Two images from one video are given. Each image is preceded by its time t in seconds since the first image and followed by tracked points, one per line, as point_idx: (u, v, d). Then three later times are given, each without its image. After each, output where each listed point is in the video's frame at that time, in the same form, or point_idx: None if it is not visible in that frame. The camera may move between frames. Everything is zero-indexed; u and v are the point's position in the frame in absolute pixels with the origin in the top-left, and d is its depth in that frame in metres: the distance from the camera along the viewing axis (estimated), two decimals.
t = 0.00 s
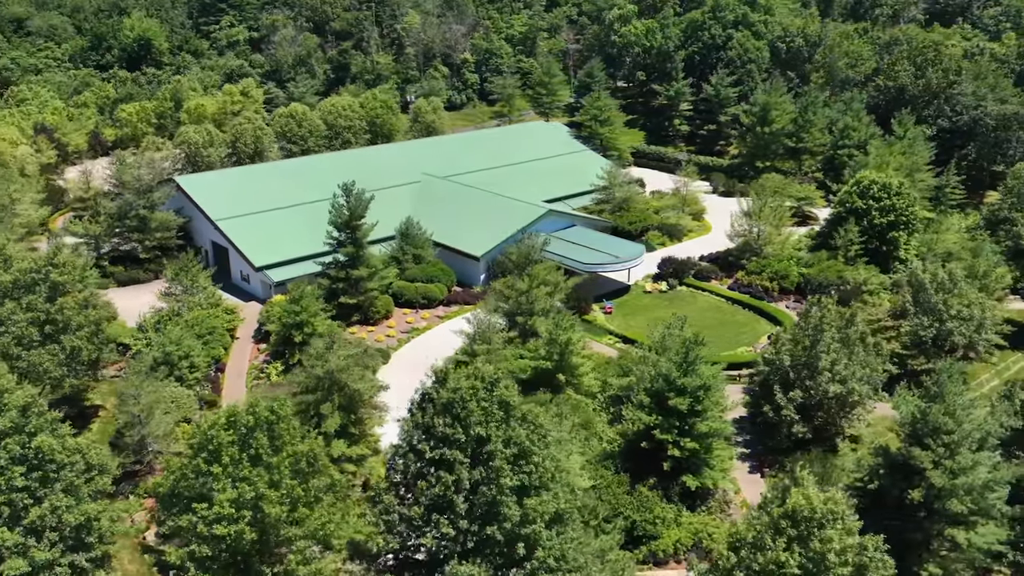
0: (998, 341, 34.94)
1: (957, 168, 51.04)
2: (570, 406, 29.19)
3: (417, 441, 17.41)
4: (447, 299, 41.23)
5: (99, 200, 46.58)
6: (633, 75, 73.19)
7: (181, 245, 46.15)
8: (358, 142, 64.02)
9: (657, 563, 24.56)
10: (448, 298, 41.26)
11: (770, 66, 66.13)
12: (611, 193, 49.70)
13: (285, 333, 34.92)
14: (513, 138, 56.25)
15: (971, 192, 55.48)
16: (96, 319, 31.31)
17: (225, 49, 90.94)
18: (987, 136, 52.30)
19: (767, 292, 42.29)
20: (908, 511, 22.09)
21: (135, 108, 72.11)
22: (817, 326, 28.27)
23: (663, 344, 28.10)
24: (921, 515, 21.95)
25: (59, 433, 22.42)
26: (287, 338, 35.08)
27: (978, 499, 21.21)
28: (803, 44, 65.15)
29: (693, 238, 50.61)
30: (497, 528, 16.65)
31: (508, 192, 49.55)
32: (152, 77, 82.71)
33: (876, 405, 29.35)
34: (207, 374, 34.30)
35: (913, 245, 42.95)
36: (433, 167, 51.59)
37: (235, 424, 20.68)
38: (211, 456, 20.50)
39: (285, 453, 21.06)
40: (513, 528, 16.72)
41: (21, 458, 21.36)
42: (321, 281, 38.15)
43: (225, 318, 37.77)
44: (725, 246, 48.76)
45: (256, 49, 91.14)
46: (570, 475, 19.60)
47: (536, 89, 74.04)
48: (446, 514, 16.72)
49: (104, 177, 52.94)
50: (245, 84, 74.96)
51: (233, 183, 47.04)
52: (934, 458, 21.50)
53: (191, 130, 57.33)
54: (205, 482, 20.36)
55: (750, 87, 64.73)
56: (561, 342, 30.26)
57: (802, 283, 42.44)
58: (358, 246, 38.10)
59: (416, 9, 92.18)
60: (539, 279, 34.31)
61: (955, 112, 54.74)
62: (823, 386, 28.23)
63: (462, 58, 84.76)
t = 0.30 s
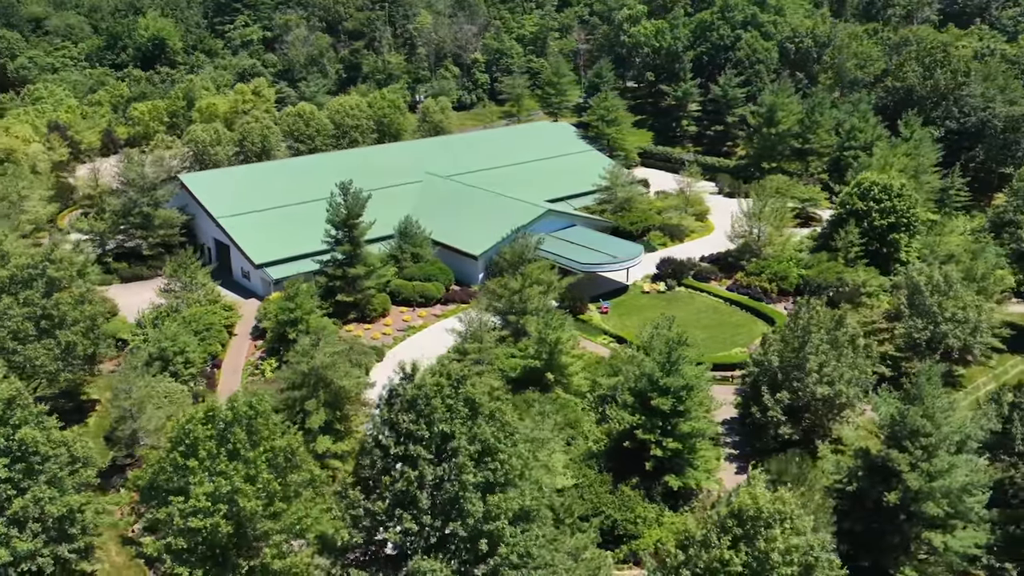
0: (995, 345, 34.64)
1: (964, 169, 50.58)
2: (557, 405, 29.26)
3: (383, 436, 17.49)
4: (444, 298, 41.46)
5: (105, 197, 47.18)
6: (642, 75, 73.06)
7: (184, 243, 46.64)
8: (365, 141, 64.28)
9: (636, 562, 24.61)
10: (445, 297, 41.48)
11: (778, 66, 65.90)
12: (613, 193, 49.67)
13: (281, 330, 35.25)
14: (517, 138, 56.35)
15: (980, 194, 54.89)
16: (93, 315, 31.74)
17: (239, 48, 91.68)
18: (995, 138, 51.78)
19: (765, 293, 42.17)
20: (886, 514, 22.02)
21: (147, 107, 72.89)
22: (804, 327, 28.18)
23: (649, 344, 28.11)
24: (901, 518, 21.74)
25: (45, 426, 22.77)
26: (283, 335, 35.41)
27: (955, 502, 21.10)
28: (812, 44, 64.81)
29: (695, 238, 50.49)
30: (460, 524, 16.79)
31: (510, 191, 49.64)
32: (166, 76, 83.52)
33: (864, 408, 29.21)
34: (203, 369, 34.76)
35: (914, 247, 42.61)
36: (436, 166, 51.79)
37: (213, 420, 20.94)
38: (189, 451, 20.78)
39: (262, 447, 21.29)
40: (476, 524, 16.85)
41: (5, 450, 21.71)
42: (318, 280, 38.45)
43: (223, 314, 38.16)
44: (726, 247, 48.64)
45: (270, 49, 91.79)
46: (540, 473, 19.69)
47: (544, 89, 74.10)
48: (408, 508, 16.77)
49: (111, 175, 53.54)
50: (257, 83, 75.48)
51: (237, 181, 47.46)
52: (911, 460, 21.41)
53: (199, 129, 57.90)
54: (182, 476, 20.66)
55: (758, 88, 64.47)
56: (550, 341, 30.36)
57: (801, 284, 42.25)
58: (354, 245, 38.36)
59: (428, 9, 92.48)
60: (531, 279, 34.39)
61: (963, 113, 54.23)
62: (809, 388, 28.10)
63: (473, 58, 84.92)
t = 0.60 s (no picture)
0: (991, 348, 34.36)
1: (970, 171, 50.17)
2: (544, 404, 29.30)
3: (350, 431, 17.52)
4: (442, 297, 41.64)
5: (110, 194, 47.71)
6: (651, 75, 72.96)
7: (187, 241, 47.09)
8: (372, 139, 64.51)
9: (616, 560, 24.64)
10: (442, 295, 41.67)
11: (786, 67, 65.66)
12: (615, 193, 49.61)
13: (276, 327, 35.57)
14: (522, 138, 56.41)
15: (989, 196, 54.32)
16: (89, 310, 32.14)
17: (252, 48, 92.43)
18: (1003, 140, 51.29)
19: (764, 294, 42.07)
20: (864, 516, 21.91)
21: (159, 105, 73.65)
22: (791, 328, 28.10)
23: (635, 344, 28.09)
24: (878, 520, 21.68)
25: (30, 419, 23.10)
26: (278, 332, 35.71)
27: (932, 505, 20.98)
28: (821, 45, 64.46)
29: (697, 239, 50.35)
30: (423, 519, 16.92)
31: (511, 191, 49.75)
32: (179, 75, 84.32)
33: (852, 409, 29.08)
34: (198, 365, 35.11)
35: (915, 249, 42.34)
36: (438, 166, 51.97)
37: (192, 414, 21.19)
38: (168, 444, 21.02)
39: (241, 442, 21.50)
40: (439, 519, 16.98)
41: None
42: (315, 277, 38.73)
43: (221, 311, 38.53)
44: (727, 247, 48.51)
45: (282, 48, 92.48)
46: (512, 470, 19.78)
47: (553, 89, 74.17)
48: (372, 504, 16.84)
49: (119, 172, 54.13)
50: (268, 82, 76.00)
51: (240, 180, 47.88)
52: (888, 463, 21.30)
53: (206, 127, 58.48)
54: (161, 470, 20.92)
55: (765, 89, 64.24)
56: (539, 340, 30.48)
57: (800, 285, 42.04)
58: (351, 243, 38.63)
59: (440, 9, 92.80)
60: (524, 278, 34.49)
61: (971, 114, 53.73)
62: (796, 389, 28.00)
63: (483, 57, 85.09)
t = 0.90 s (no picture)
0: (987, 351, 34.05)
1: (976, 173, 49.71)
2: (533, 403, 29.33)
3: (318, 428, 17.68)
4: (439, 295, 41.83)
5: (116, 191, 48.32)
6: (660, 75, 72.79)
7: (190, 238, 47.60)
8: (380, 138, 64.75)
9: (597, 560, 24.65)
10: (439, 294, 41.88)
11: (795, 68, 65.38)
12: (617, 193, 49.58)
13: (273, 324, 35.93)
14: (527, 138, 56.50)
15: (997, 198, 53.72)
16: (86, 305, 32.57)
17: (265, 47, 93.11)
18: (1010, 142, 50.75)
19: (762, 295, 41.92)
20: (839, 517, 21.86)
21: (171, 104, 74.35)
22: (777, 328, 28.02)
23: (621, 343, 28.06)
24: (856, 523, 21.61)
25: (17, 413, 23.48)
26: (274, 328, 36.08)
27: (908, 508, 20.89)
28: (830, 45, 64.11)
29: (699, 239, 50.23)
30: (388, 514, 17.08)
31: (514, 191, 49.83)
32: (192, 73, 85.07)
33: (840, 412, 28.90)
34: (195, 360, 35.51)
35: (915, 250, 42.04)
36: (442, 165, 52.17)
37: (172, 408, 21.49)
38: (148, 438, 21.31)
39: (222, 436, 21.77)
40: (404, 515, 17.11)
41: None
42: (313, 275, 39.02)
43: (219, 307, 38.95)
44: (727, 248, 48.38)
45: (296, 48, 93.11)
46: (482, 468, 19.90)
47: (562, 89, 74.19)
48: (338, 499, 17.01)
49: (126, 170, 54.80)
50: (279, 81, 76.53)
51: (244, 178, 48.32)
52: (864, 464, 21.22)
53: (214, 126, 59.09)
54: (141, 463, 21.20)
55: (773, 89, 64.01)
56: (528, 339, 30.61)
57: (799, 287, 41.82)
58: (348, 241, 38.91)
59: (452, 9, 93.04)
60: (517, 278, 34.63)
61: (979, 115, 53.21)
62: (782, 391, 27.91)
63: (494, 57, 85.20)
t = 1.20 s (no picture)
0: (983, 354, 33.80)
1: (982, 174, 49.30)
2: (520, 401, 29.44)
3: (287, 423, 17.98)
4: (436, 294, 42.03)
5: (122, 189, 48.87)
6: (668, 75, 72.67)
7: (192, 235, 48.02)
8: (387, 138, 64.98)
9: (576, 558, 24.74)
10: (437, 292, 42.07)
11: (803, 68, 65.08)
12: (618, 193, 49.56)
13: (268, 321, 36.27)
14: (531, 138, 56.61)
15: (1004, 200, 53.14)
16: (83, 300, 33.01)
17: (277, 46, 93.75)
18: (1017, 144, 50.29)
19: (759, 296, 41.79)
20: (816, 519, 21.83)
21: (183, 102, 75.03)
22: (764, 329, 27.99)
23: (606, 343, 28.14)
24: (831, 525, 21.60)
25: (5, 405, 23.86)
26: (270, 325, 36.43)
27: (883, 510, 20.82)
28: (838, 45, 63.74)
29: (700, 240, 50.13)
30: (353, 509, 17.31)
31: (516, 191, 49.97)
32: (205, 72, 85.77)
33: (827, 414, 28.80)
34: (191, 355, 35.90)
35: (915, 252, 41.77)
36: (444, 164, 52.37)
37: (153, 402, 21.75)
38: (128, 432, 21.59)
39: (202, 430, 22.02)
40: (370, 510, 17.33)
41: None
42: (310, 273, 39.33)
43: (217, 304, 39.35)
44: (728, 249, 48.26)
45: (308, 47, 93.69)
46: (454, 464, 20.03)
47: (570, 90, 74.21)
48: (305, 493, 17.28)
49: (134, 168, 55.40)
50: (290, 81, 76.98)
51: (248, 176, 48.75)
52: (839, 466, 21.21)
53: (221, 125, 59.63)
54: (122, 455, 21.51)
55: (781, 89, 63.80)
56: (517, 337, 30.73)
57: (797, 288, 41.62)
58: (345, 239, 39.20)
59: (463, 9, 93.29)
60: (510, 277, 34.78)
61: (986, 117, 52.77)
62: (769, 392, 27.86)
63: (504, 57, 85.36)
